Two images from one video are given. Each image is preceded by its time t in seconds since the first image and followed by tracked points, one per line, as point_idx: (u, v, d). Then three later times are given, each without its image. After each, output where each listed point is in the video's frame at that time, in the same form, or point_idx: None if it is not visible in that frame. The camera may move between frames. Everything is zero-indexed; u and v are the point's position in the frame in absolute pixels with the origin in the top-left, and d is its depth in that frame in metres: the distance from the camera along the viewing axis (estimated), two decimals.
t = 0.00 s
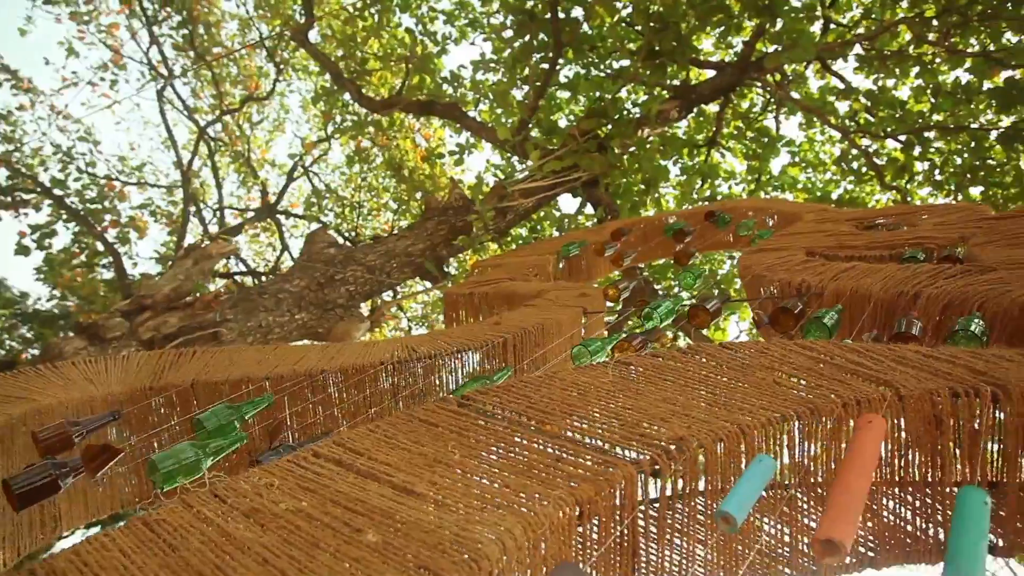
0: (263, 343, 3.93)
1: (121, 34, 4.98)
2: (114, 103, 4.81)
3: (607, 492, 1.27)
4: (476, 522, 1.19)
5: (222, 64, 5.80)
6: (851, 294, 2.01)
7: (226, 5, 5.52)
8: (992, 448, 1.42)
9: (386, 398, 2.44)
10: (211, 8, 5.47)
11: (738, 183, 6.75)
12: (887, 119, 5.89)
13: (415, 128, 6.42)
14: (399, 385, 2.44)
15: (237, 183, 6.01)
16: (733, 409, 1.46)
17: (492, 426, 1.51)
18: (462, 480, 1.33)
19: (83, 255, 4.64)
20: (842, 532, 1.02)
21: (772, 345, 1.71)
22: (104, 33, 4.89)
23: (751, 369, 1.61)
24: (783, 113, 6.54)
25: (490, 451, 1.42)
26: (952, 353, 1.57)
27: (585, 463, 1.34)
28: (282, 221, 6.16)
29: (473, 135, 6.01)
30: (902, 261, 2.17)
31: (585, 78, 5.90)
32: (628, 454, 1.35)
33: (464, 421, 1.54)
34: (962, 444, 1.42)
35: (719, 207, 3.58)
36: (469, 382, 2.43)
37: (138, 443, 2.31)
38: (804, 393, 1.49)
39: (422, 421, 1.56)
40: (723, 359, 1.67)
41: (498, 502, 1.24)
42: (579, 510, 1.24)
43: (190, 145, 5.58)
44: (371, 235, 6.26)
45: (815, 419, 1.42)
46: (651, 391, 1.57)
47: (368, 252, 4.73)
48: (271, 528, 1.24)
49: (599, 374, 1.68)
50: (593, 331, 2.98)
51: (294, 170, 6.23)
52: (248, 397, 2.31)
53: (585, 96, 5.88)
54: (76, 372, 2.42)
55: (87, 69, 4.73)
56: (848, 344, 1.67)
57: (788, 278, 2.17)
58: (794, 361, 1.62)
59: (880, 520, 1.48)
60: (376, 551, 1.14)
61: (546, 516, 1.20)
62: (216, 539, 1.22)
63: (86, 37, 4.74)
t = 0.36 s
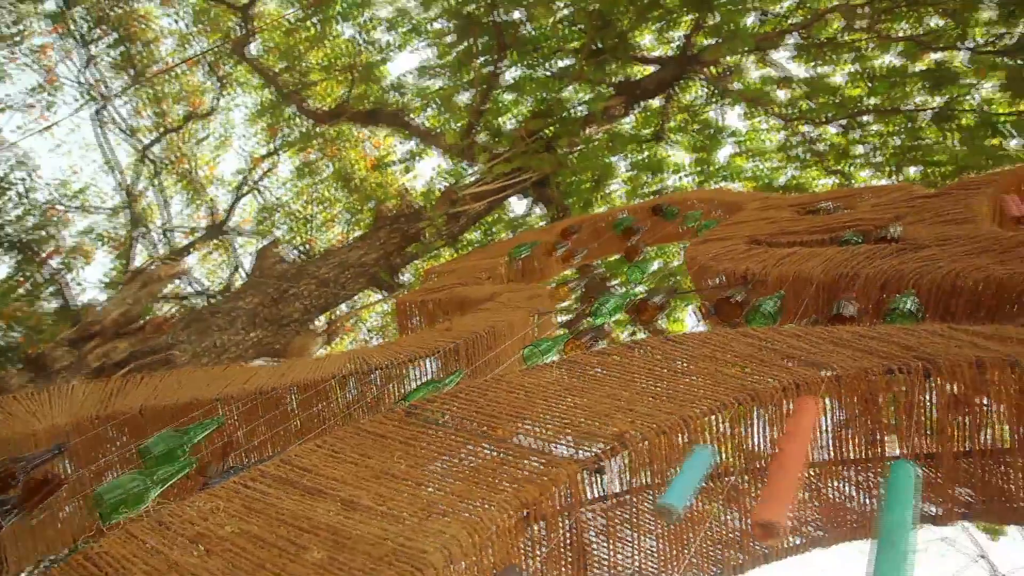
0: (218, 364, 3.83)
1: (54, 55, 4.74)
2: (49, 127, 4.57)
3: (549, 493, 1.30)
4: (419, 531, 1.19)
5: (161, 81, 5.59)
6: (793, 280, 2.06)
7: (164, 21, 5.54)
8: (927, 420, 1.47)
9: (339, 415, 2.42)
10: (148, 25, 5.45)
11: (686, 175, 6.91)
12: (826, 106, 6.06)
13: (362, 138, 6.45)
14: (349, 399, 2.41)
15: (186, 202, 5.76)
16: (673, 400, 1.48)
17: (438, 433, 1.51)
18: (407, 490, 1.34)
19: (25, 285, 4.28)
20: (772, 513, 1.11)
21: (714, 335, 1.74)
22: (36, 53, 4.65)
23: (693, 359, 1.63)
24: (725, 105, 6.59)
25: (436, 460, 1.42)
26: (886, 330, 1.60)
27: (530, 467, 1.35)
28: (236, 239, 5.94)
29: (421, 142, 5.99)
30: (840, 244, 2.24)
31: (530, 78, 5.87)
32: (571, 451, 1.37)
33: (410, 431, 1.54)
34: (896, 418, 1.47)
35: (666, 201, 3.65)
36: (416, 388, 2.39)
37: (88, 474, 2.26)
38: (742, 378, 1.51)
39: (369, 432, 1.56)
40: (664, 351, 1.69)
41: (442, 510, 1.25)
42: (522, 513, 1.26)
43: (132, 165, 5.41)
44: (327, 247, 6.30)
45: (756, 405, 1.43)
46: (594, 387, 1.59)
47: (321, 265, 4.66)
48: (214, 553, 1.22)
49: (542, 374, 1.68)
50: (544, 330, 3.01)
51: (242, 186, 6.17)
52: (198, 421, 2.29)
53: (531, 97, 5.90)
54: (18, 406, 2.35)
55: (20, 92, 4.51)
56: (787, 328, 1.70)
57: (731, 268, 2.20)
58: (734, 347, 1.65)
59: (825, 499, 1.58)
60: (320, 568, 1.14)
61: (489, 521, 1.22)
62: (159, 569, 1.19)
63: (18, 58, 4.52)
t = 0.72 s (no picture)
0: (166, 395, 3.72)
1: None
2: None
3: (482, 514, 1.34)
4: (354, 557, 1.22)
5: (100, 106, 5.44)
6: (732, 288, 2.10)
7: (103, 44, 5.29)
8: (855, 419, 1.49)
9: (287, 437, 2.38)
10: (86, 48, 5.19)
11: (634, 185, 6.72)
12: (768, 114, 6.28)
13: (311, 158, 6.25)
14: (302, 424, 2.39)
15: (133, 228, 5.70)
16: (609, 413, 1.52)
17: (376, 458, 1.54)
18: (343, 517, 1.36)
19: None
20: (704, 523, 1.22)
21: (648, 346, 1.77)
22: None
23: (626, 370, 1.67)
24: (671, 114, 6.77)
25: (373, 486, 1.45)
26: (815, 335, 1.67)
27: (466, 487, 1.40)
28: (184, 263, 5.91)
29: (371, 160, 5.96)
30: (777, 250, 2.28)
31: (477, 93, 5.91)
32: (506, 472, 1.42)
33: (348, 456, 1.56)
34: (825, 417, 1.49)
35: (610, 213, 3.72)
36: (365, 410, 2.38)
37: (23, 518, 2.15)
38: (674, 387, 1.55)
39: (307, 460, 1.57)
40: (600, 363, 1.71)
41: (379, 535, 1.28)
42: (456, 535, 1.31)
43: (74, 192, 5.27)
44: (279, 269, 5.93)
45: (689, 414, 1.47)
46: (531, 402, 1.62)
47: (270, 289, 4.58)
48: None
49: (478, 394, 1.70)
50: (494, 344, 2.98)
51: (191, 211, 6.06)
52: (140, 454, 2.25)
53: (479, 113, 5.95)
54: None
55: None
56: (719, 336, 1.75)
57: (673, 278, 2.24)
58: (667, 357, 1.69)
59: (760, 497, 1.51)
60: None
61: (423, 545, 1.25)
62: None
63: None
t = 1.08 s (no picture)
0: (102, 410, 3.64)
1: None
2: None
3: (408, 516, 1.34)
4: (278, 564, 1.21)
5: (29, 114, 5.39)
6: (663, 287, 2.15)
7: (28, 52, 5.19)
8: (775, 409, 1.52)
9: (217, 446, 2.39)
10: (9, 55, 5.10)
11: (578, 187, 6.96)
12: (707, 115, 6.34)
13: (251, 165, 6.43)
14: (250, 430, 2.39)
15: (65, 241, 5.48)
16: (536, 413, 1.53)
17: (304, 467, 1.53)
18: (268, 524, 1.35)
19: None
20: (624, 515, 1.07)
21: (579, 346, 1.77)
22: None
23: (556, 371, 1.68)
24: (613, 117, 6.88)
25: (300, 493, 1.44)
26: (743, 331, 1.68)
27: (393, 489, 1.40)
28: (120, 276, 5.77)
29: (312, 167, 5.84)
30: (707, 250, 2.34)
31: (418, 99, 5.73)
32: (434, 475, 1.42)
33: (275, 466, 1.55)
34: (748, 411, 1.53)
35: (551, 216, 3.69)
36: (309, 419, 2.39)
37: None
38: (603, 386, 1.58)
39: (234, 471, 1.56)
40: (534, 366, 1.72)
41: (303, 541, 1.27)
42: (382, 538, 1.30)
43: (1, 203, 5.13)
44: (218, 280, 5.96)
45: (612, 412, 1.51)
46: (463, 405, 1.63)
47: (209, 299, 4.50)
48: None
49: (419, 395, 1.72)
50: (431, 351, 3.04)
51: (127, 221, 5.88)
52: (67, 472, 2.33)
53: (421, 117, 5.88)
54: None
55: None
56: (648, 336, 1.76)
57: (607, 278, 2.27)
58: (596, 358, 1.70)
59: (691, 494, 1.58)
60: None
61: (349, 548, 1.24)
62: None
63: None
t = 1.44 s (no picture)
0: (56, 418, 3.54)
1: None
2: None
3: (356, 511, 1.36)
4: (225, 563, 1.21)
5: None
6: (617, 280, 2.16)
7: None
8: (723, 396, 1.52)
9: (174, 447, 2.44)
10: None
11: (539, 184, 6.90)
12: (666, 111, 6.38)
13: (208, 166, 6.26)
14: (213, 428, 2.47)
15: (16, 247, 5.20)
16: (487, 405, 1.52)
17: (253, 466, 1.51)
18: (216, 523, 1.34)
19: None
20: (570, 503, 1.17)
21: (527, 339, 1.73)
22: None
23: (504, 365, 1.64)
24: (571, 114, 6.90)
25: (248, 492, 1.43)
26: (693, 320, 1.66)
27: (342, 486, 1.40)
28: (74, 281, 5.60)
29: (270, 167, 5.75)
30: (662, 242, 2.35)
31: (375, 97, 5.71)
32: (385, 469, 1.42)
33: (226, 465, 1.53)
34: (699, 399, 1.53)
35: (509, 212, 3.73)
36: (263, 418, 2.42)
37: None
38: (555, 376, 1.54)
39: (184, 472, 1.53)
40: (484, 360, 1.67)
41: (251, 540, 1.28)
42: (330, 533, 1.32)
43: None
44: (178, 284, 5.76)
45: (561, 403, 1.48)
46: (413, 403, 1.60)
47: (166, 302, 4.41)
48: None
49: (372, 392, 1.69)
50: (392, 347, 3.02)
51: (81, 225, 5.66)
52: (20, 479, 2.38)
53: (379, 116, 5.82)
54: None
55: None
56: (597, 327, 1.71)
57: (563, 272, 2.29)
58: (541, 348, 1.66)
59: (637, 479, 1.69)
60: None
61: (296, 545, 1.26)
62: None
63: None
